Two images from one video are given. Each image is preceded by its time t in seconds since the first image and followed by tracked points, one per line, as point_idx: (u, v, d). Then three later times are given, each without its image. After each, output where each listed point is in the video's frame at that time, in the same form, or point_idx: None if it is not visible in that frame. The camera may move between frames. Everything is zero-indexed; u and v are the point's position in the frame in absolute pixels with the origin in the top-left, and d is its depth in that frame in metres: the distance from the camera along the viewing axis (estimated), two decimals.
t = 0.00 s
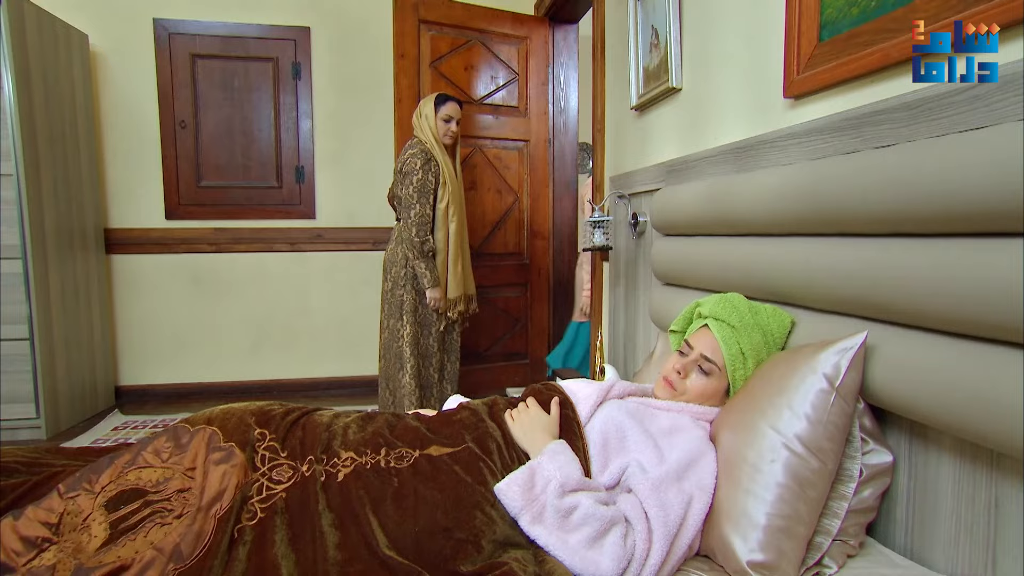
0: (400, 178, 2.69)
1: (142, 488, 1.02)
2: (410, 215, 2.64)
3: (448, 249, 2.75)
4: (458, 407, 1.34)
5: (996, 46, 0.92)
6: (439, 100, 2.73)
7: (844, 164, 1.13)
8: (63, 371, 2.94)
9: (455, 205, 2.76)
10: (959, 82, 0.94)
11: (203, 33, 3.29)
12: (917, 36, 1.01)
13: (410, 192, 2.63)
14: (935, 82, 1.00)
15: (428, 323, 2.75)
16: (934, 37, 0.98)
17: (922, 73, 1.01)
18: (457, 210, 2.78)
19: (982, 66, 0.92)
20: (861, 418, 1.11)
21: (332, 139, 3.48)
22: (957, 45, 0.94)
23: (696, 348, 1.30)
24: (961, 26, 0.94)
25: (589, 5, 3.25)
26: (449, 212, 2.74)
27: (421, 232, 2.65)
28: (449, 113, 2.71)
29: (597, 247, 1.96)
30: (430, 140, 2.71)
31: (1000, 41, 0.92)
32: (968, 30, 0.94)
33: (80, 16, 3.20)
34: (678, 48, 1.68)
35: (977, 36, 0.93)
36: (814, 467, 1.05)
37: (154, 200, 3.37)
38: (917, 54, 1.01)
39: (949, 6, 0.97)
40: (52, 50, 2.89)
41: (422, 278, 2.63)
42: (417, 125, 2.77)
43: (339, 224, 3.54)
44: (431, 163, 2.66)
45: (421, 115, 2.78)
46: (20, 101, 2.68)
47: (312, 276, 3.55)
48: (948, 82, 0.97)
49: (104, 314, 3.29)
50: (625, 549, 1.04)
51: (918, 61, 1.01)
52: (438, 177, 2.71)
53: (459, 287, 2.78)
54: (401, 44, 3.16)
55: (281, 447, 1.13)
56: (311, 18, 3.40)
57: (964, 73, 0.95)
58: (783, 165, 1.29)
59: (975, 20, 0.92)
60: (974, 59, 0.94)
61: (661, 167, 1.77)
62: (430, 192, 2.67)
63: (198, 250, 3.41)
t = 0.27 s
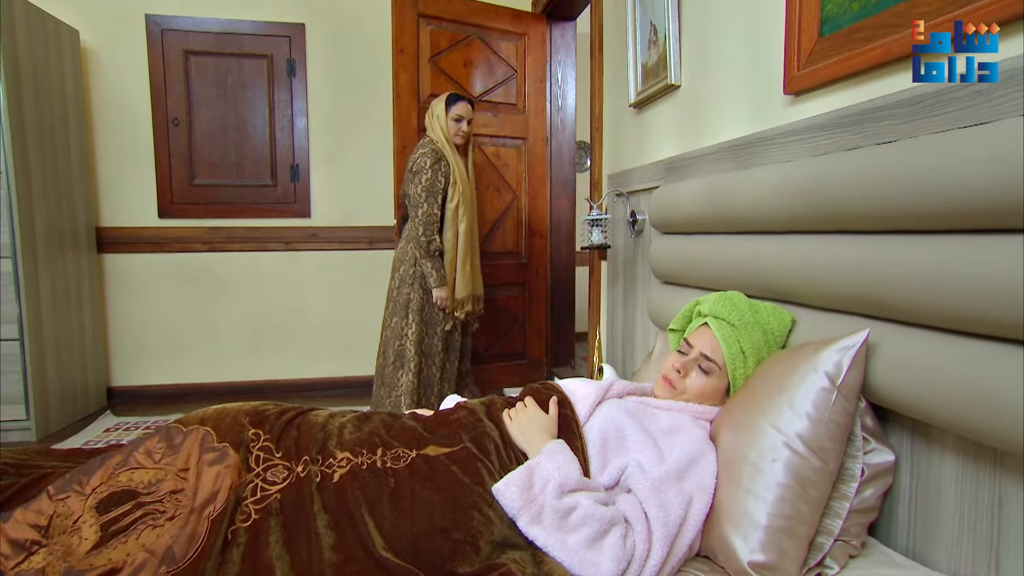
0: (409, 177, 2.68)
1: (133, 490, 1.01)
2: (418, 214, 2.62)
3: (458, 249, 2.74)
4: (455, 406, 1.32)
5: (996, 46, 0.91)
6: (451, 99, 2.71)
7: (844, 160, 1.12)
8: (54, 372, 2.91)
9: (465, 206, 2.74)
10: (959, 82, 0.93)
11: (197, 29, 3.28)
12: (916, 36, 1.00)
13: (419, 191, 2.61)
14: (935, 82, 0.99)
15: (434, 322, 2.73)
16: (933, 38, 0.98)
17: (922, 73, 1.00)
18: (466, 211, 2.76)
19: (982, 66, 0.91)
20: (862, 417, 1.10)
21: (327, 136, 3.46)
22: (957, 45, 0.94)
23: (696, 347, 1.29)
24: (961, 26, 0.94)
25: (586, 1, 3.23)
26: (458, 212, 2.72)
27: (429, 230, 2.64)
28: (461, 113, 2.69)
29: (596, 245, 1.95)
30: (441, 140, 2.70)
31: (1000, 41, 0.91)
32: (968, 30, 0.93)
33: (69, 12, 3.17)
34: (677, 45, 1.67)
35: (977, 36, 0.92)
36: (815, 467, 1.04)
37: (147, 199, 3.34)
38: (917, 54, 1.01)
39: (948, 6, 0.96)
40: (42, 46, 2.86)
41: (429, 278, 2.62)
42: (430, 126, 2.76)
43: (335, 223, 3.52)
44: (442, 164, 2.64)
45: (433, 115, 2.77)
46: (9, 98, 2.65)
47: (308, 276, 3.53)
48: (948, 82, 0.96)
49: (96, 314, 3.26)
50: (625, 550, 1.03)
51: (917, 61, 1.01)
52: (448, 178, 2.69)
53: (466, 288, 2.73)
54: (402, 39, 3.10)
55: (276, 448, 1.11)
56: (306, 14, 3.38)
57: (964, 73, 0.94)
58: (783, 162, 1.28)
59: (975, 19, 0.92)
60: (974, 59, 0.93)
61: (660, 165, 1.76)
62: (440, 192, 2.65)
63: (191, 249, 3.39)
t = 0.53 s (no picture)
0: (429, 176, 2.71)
1: (125, 491, 0.99)
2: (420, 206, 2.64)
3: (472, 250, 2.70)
4: (452, 405, 1.31)
5: (996, 46, 0.91)
6: (474, 101, 2.70)
7: (844, 157, 1.11)
8: (44, 373, 2.88)
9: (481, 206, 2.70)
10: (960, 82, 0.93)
11: (189, 25, 3.25)
12: (916, 36, 1.00)
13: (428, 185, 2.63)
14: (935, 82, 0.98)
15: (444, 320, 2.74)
16: (933, 38, 0.98)
17: (922, 73, 0.99)
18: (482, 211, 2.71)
19: (982, 66, 0.90)
20: (864, 416, 1.09)
21: (322, 134, 3.44)
22: (956, 45, 0.94)
23: (695, 346, 1.27)
24: (961, 26, 0.93)
25: None
26: (473, 212, 2.69)
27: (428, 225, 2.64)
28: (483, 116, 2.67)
29: (594, 243, 1.94)
30: (463, 142, 2.68)
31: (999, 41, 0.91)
32: (968, 30, 0.93)
33: (59, 7, 3.13)
34: (676, 41, 1.66)
35: (977, 36, 0.92)
36: (817, 466, 1.03)
37: (139, 197, 3.32)
38: (917, 54, 1.00)
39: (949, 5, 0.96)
40: (31, 42, 2.83)
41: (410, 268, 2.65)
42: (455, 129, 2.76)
43: (330, 222, 3.51)
44: (458, 163, 2.64)
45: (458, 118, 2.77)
46: None
47: (303, 275, 3.51)
48: (948, 82, 0.95)
49: (87, 313, 3.24)
50: (625, 551, 1.02)
51: (917, 61, 1.00)
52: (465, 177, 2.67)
53: (482, 289, 2.71)
54: (401, 34, 2.89)
55: (271, 448, 1.09)
56: (300, 11, 3.36)
57: (964, 72, 0.93)
58: (784, 159, 1.27)
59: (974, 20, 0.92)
60: (974, 59, 0.93)
61: (659, 162, 1.74)
62: (450, 189, 2.63)
63: (184, 248, 3.36)
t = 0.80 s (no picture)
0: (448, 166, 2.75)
1: (115, 493, 0.97)
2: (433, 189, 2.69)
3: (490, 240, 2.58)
4: (449, 405, 1.29)
5: (996, 46, 0.90)
6: (493, 95, 2.63)
7: (843, 153, 1.10)
8: (32, 374, 2.85)
9: (500, 196, 2.59)
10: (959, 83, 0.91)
11: (180, 20, 3.22)
12: (915, 36, 0.99)
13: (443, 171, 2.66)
14: (935, 82, 0.97)
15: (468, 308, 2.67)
16: (933, 38, 0.97)
17: (922, 73, 0.98)
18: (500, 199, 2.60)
19: (982, 66, 0.89)
20: (866, 415, 1.08)
21: (316, 131, 3.42)
22: (956, 45, 0.93)
23: (695, 345, 1.26)
24: (961, 26, 0.93)
25: None
26: (490, 200, 2.59)
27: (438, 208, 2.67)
28: (500, 108, 2.58)
29: (592, 242, 1.92)
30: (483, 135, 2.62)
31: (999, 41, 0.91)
32: (968, 31, 0.93)
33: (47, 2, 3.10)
34: (675, 37, 1.65)
35: (977, 36, 0.92)
36: (818, 465, 1.02)
37: (130, 195, 3.29)
38: (917, 54, 0.99)
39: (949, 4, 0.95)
40: (17, 38, 2.79)
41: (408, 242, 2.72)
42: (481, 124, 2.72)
43: (324, 221, 3.49)
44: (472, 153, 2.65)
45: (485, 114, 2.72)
46: None
47: (297, 275, 3.49)
48: (948, 82, 0.94)
49: (77, 314, 3.21)
50: (625, 552, 1.00)
51: (916, 61, 0.99)
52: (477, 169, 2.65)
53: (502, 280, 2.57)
54: (400, 26, 2.79)
55: (264, 449, 1.08)
56: (293, 6, 3.34)
57: (964, 73, 0.92)
58: (784, 155, 1.26)
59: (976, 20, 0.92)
60: (975, 60, 0.91)
61: (657, 160, 1.73)
62: (461, 177, 2.64)
63: (176, 247, 3.34)
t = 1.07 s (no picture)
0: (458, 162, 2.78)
1: (104, 496, 0.95)
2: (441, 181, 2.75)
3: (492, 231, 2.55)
4: (445, 405, 1.27)
5: (995, 45, 0.89)
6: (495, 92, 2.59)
7: (843, 149, 1.08)
8: (20, 376, 2.82)
9: (499, 194, 2.55)
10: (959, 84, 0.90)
11: (171, 15, 3.19)
12: (915, 36, 0.98)
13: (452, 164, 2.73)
14: (936, 82, 0.95)
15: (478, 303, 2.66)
16: (933, 38, 0.96)
17: (922, 73, 0.96)
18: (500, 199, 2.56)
19: (982, 66, 0.88)
20: (868, 414, 1.07)
21: (310, 129, 3.40)
22: (957, 44, 0.92)
23: (695, 343, 1.24)
24: (961, 26, 0.93)
25: None
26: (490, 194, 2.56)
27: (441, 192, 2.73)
28: (500, 105, 2.54)
29: (590, 240, 1.90)
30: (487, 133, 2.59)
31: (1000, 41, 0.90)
32: (969, 31, 0.92)
33: None
34: (674, 33, 1.63)
35: (977, 36, 0.91)
36: (820, 465, 1.00)
37: (120, 193, 3.26)
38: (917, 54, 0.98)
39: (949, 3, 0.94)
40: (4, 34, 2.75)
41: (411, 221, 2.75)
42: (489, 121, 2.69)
43: (318, 219, 3.47)
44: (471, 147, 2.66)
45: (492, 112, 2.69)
46: None
47: (291, 274, 3.47)
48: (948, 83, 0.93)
49: (66, 314, 3.17)
50: (624, 553, 0.99)
51: (916, 61, 0.97)
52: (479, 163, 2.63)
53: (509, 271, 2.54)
54: (400, 19, 2.69)
55: (257, 449, 1.05)
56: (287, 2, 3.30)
57: (963, 73, 0.91)
58: (785, 152, 1.24)
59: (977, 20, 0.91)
60: (975, 59, 0.90)
61: (656, 157, 1.71)
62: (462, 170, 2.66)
63: (167, 246, 3.31)
